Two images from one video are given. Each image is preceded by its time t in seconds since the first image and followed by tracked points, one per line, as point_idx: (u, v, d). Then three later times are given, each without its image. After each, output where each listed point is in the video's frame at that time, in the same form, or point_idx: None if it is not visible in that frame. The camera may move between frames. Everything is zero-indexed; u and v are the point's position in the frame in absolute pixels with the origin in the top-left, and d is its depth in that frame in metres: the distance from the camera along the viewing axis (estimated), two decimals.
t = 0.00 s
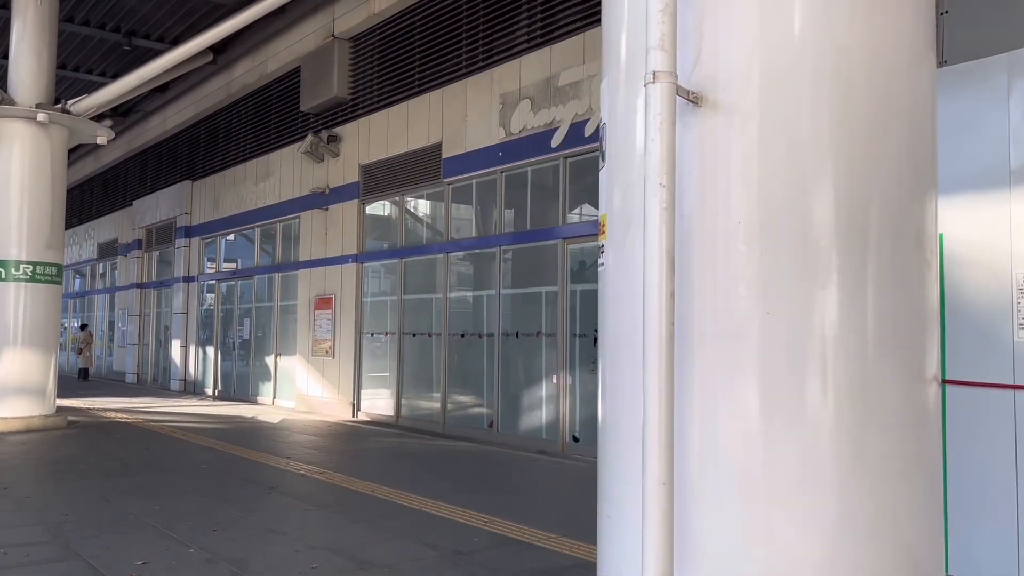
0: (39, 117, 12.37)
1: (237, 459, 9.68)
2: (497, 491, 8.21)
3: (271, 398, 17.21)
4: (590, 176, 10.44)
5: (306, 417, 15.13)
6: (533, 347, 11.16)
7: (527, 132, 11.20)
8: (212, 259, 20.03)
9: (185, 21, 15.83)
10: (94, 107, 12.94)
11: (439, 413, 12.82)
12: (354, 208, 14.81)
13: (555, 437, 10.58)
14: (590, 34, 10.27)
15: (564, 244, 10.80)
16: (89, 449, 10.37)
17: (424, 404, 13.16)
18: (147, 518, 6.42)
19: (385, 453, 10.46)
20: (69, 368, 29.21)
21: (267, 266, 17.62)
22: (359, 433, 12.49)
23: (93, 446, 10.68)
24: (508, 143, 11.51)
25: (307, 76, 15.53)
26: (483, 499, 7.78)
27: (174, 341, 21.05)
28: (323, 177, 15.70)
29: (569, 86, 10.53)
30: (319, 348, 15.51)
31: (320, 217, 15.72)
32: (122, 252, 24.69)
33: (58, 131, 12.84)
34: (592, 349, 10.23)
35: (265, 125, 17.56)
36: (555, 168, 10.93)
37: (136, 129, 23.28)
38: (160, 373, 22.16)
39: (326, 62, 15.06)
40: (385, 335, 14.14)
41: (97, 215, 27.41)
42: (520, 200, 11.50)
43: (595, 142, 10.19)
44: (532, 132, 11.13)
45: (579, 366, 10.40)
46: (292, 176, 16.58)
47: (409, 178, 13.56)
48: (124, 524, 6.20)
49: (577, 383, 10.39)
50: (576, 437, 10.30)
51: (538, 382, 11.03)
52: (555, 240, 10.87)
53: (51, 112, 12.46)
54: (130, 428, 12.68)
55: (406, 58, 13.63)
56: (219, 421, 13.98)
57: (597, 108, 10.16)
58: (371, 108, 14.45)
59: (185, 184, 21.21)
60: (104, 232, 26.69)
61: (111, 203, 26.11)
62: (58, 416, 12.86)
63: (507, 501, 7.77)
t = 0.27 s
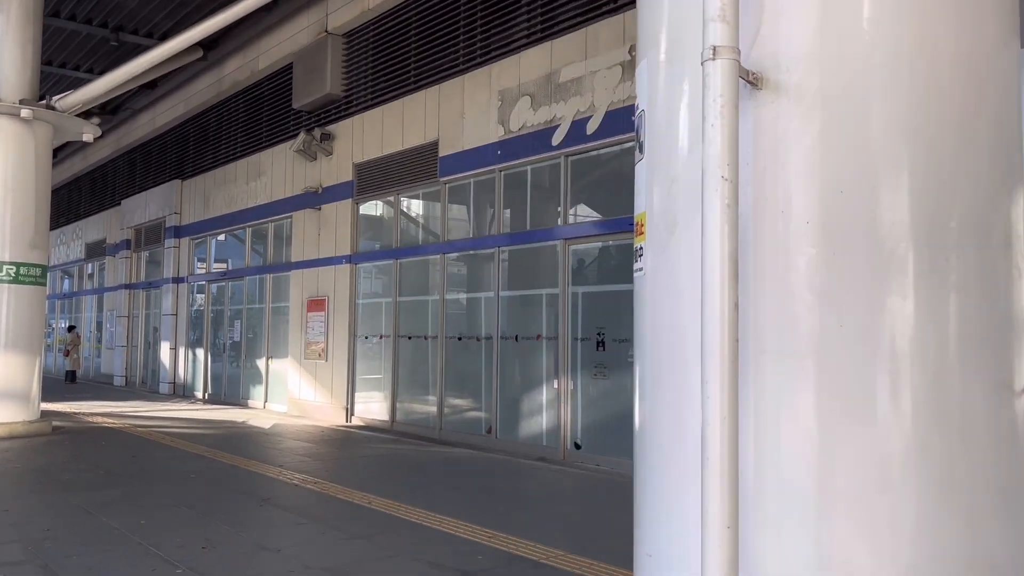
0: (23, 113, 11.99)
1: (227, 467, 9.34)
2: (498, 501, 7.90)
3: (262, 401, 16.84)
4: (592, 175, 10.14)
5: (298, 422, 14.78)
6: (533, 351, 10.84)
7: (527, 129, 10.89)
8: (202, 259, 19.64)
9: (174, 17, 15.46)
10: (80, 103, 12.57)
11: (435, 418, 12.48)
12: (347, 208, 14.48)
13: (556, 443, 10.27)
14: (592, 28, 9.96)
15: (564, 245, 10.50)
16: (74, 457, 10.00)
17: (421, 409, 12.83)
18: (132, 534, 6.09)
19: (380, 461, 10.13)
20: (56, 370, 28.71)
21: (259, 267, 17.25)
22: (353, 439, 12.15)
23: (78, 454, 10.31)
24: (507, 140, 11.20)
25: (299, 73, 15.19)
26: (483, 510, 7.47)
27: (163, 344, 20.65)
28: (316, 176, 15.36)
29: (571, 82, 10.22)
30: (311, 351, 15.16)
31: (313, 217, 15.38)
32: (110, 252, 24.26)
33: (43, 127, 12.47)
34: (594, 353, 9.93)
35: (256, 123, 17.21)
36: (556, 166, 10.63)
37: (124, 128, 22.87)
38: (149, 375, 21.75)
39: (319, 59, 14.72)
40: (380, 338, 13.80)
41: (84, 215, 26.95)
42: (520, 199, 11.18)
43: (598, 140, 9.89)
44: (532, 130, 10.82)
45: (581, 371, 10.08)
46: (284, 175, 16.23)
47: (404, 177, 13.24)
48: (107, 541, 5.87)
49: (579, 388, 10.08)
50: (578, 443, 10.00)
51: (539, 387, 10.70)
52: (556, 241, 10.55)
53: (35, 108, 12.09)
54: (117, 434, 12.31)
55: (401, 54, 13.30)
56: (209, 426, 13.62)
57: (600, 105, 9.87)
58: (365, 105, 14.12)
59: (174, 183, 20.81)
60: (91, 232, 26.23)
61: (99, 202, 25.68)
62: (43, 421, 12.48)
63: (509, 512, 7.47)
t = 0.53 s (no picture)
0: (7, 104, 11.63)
1: (219, 470, 9.02)
2: (501, 505, 7.60)
3: (253, 402, 16.51)
4: (596, 169, 9.86)
5: (291, 423, 14.46)
6: (534, 350, 10.55)
7: (528, 122, 10.60)
8: (192, 257, 19.28)
9: (163, 7, 15.10)
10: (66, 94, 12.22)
11: (433, 418, 12.18)
12: (341, 204, 14.16)
13: (559, 445, 9.99)
14: (597, 18, 9.69)
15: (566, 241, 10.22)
16: (59, 460, 9.65)
17: (417, 409, 12.52)
18: (120, 541, 5.76)
19: (377, 464, 9.81)
20: (42, 370, 28.26)
21: (250, 265, 16.90)
22: (349, 441, 11.83)
23: (63, 456, 9.96)
24: (507, 134, 10.92)
25: (292, 66, 14.86)
26: (488, 515, 7.18)
27: (152, 343, 20.28)
28: (309, 171, 15.03)
29: (574, 73, 9.95)
30: (304, 351, 14.84)
31: (306, 213, 15.05)
32: (97, 250, 23.85)
33: (28, 119, 12.11)
34: (598, 351, 9.65)
35: (248, 117, 16.86)
36: (558, 160, 10.35)
37: (112, 123, 22.46)
38: (137, 376, 21.35)
39: (312, 51, 14.39)
40: (375, 337, 13.49)
41: (71, 213, 26.51)
42: (520, 194, 10.89)
43: (603, 133, 9.62)
44: (534, 123, 10.54)
45: (584, 370, 9.80)
46: (276, 170, 15.90)
47: (400, 172, 12.93)
48: (94, 549, 5.55)
49: (582, 388, 9.81)
50: (581, 444, 9.72)
51: (541, 387, 10.39)
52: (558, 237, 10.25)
53: (20, 99, 11.72)
54: (105, 435, 11.97)
55: (397, 46, 12.99)
56: (199, 427, 13.28)
57: (604, 96, 9.59)
58: (360, 99, 13.80)
59: (163, 180, 20.43)
60: (78, 229, 25.81)
61: (86, 199, 25.26)
62: (27, 422, 12.13)
63: (514, 516, 7.18)
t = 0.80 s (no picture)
0: None
1: (208, 479, 8.69)
2: (504, 515, 7.30)
3: (242, 406, 16.14)
4: (598, 167, 9.57)
5: (281, 427, 14.11)
6: (534, 353, 10.23)
7: (528, 119, 10.30)
8: (179, 257, 18.88)
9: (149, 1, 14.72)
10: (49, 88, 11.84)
11: (428, 423, 11.85)
12: (333, 203, 13.82)
13: (559, 451, 9.69)
14: (599, 11, 9.40)
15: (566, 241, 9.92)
16: (40, 468, 9.28)
17: (412, 413, 12.19)
18: (103, 559, 5.44)
19: (371, 471, 9.48)
20: (25, 373, 27.74)
21: (239, 265, 16.52)
22: (341, 447, 11.48)
23: (45, 464, 9.60)
24: (506, 131, 10.62)
25: (282, 62, 14.51)
26: (491, 527, 6.88)
27: (138, 345, 19.86)
28: (300, 170, 14.68)
29: (575, 68, 9.66)
30: (294, 353, 14.49)
31: (297, 212, 14.70)
32: (82, 250, 23.39)
33: (9, 115, 11.72)
34: (600, 355, 9.36)
35: (237, 115, 16.50)
36: (559, 158, 10.05)
37: (97, 121, 22.02)
38: (123, 378, 20.92)
39: (303, 46, 14.05)
40: (368, 339, 13.14)
41: (56, 212, 26.03)
42: (519, 193, 10.59)
43: (606, 130, 9.33)
44: (533, 120, 10.24)
45: (586, 374, 9.50)
46: (266, 169, 15.54)
47: (394, 171, 12.60)
48: (76, 568, 5.22)
49: (583, 393, 9.52)
50: (583, 451, 9.43)
51: (540, 392, 10.08)
52: (559, 237, 9.96)
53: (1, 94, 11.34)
54: (89, 441, 11.59)
55: (391, 41, 12.67)
56: (187, 432, 12.91)
57: (606, 92, 9.31)
58: (353, 95, 13.47)
59: (150, 178, 20.02)
60: (63, 229, 25.33)
61: (71, 199, 24.79)
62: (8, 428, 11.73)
63: (518, 528, 6.88)
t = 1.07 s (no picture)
0: None
1: (194, 483, 8.35)
2: (503, 519, 7.02)
3: (229, 407, 15.77)
4: (599, 160, 9.29)
5: (270, 429, 13.76)
6: (531, 352, 9.94)
7: (525, 111, 10.02)
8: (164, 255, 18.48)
9: None
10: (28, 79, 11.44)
11: (421, 424, 11.53)
12: (323, 199, 13.48)
13: (558, 453, 9.40)
14: None
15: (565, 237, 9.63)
16: (18, 472, 8.92)
17: (404, 414, 11.87)
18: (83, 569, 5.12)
19: (363, 474, 9.17)
20: (6, 374, 27.21)
21: (226, 263, 16.15)
22: (332, 449, 11.15)
23: (24, 468, 9.23)
24: (502, 123, 10.33)
25: (270, 54, 14.16)
26: (491, 532, 6.59)
27: (122, 345, 19.43)
28: (289, 165, 14.33)
29: (574, 59, 9.39)
30: (283, 353, 14.15)
31: (285, 208, 14.35)
32: (65, 248, 22.93)
33: None
34: (600, 354, 9.08)
35: (224, 109, 16.13)
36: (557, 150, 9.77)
37: (81, 116, 21.58)
38: (107, 379, 20.49)
39: (292, 38, 13.71)
40: (359, 338, 12.81)
41: (38, 210, 25.53)
42: (516, 187, 10.30)
43: (606, 121, 9.06)
44: (531, 111, 9.96)
45: (585, 373, 9.22)
46: (254, 164, 15.19)
47: (386, 165, 12.28)
48: None
49: (583, 392, 9.24)
50: (583, 453, 9.15)
51: (538, 392, 9.79)
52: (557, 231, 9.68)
53: None
54: (69, 443, 11.22)
55: (383, 33, 12.36)
56: (172, 434, 12.54)
57: (607, 83, 9.04)
58: (343, 88, 13.15)
59: (134, 175, 19.60)
60: (45, 227, 24.84)
61: (54, 196, 24.31)
62: None
63: (520, 533, 6.60)
